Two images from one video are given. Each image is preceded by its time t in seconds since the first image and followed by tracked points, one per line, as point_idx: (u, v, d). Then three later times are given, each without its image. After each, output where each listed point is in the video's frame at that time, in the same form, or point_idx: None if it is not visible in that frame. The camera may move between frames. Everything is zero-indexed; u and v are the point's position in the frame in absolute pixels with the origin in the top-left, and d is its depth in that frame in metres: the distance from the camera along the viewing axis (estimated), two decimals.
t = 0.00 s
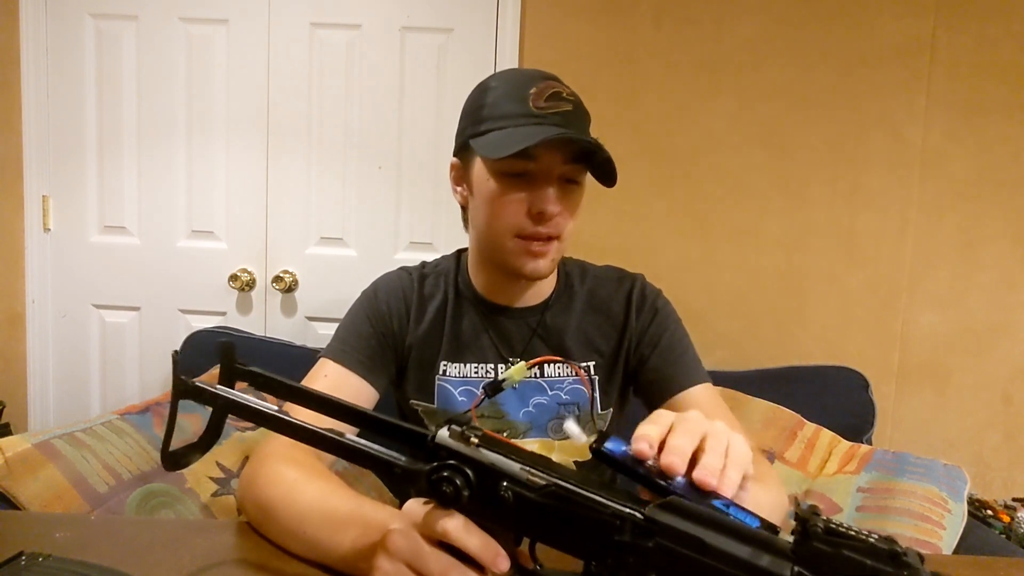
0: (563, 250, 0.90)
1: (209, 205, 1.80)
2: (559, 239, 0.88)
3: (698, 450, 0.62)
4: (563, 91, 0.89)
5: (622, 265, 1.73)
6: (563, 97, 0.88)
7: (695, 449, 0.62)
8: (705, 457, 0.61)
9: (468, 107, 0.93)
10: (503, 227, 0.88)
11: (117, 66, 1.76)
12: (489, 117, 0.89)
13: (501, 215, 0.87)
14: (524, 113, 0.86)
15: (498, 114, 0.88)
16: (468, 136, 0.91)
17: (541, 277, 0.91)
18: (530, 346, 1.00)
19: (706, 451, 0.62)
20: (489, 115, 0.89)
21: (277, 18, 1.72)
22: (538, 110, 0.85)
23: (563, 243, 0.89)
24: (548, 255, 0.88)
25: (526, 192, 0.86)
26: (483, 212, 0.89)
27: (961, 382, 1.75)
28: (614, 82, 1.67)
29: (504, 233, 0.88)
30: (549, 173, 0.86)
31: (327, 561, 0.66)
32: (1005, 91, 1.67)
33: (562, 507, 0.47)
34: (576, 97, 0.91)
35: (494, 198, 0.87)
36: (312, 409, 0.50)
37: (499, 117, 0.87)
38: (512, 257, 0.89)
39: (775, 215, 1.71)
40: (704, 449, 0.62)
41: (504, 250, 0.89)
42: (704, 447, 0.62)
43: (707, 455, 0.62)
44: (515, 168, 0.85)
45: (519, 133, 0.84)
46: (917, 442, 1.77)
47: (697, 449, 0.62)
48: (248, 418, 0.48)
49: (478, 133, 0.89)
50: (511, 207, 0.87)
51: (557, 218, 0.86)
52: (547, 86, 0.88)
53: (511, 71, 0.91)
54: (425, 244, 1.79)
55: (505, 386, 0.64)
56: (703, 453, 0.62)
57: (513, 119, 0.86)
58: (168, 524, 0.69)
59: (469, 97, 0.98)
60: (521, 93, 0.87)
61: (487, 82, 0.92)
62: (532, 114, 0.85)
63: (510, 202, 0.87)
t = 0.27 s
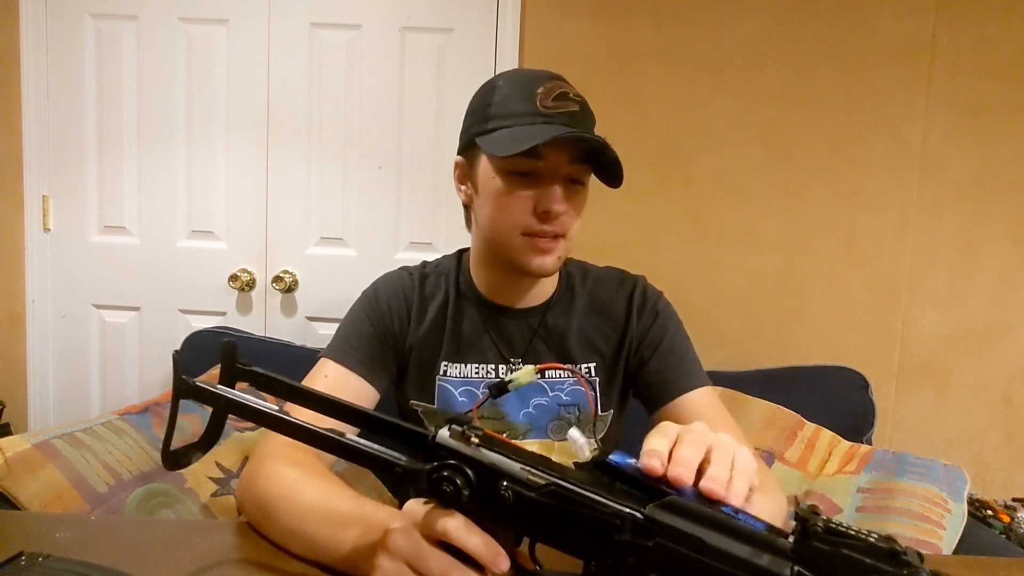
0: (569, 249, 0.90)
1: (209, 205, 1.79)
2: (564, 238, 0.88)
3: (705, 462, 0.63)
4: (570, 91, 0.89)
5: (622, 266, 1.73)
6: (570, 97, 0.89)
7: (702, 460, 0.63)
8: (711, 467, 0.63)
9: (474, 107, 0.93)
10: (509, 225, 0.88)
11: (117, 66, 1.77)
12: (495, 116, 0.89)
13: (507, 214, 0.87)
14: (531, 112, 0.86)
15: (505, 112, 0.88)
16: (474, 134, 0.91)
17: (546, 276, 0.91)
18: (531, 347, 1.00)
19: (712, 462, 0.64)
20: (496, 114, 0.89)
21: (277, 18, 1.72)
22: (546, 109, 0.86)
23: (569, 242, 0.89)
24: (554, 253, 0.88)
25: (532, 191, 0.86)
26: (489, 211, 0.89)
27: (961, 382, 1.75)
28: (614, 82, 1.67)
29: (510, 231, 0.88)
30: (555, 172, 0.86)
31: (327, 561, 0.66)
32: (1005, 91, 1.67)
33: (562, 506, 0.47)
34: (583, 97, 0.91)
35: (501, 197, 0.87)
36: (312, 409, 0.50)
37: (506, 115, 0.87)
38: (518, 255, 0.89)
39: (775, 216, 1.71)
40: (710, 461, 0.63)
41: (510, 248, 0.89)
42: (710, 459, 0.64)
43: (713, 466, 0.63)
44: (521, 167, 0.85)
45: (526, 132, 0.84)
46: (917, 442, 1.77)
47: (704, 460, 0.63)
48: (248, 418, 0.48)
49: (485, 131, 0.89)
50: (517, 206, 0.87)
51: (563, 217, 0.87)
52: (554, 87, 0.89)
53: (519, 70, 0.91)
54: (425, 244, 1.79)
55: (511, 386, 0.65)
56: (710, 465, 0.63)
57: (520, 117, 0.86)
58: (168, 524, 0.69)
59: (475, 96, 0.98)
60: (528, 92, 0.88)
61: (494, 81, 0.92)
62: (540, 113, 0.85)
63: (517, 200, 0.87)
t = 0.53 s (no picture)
0: (569, 250, 0.90)
1: (209, 205, 1.79)
2: (565, 238, 0.88)
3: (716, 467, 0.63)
4: (572, 92, 0.89)
5: (622, 265, 1.73)
6: (572, 98, 0.88)
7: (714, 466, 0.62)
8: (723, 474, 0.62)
9: (475, 107, 0.93)
10: (510, 225, 0.88)
11: (117, 66, 1.77)
12: (497, 116, 0.89)
13: (508, 213, 0.87)
14: (533, 112, 0.86)
15: (507, 112, 0.88)
16: (475, 134, 0.91)
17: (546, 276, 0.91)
18: (531, 347, 1.00)
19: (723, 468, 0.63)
20: (498, 114, 0.89)
21: (277, 18, 1.72)
22: (548, 109, 0.86)
23: (569, 243, 0.89)
24: (555, 253, 0.88)
25: (533, 191, 0.86)
26: (490, 211, 0.89)
27: (961, 382, 1.75)
28: (614, 82, 1.67)
29: (510, 230, 0.88)
30: (556, 173, 0.86)
31: (327, 561, 0.66)
32: (1005, 91, 1.66)
33: (561, 507, 0.47)
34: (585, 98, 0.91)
35: (501, 196, 0.87)
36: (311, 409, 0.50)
37: (508, 114, 0.87)
38: (519, 255, 0.89)
39: (775, 215, 1.71)
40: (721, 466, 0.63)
41: (511, 248, 0.89)
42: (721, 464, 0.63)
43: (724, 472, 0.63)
44: (523, 167, 0.85)
45: (528, 132, 0.84)
46: (917, 442, 1.77)
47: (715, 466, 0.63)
48: (247, 419, 0.48)
49: (486, 131, 0.89)
50: (518, 206, 0.87)
51: (564, 218, 0.87)
52: (557, 87, 0.88)
53: (522, 70, 0.91)
54: (425, 244, 1.79)
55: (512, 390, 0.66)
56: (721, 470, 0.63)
57: (523, 117, 0.86)
58: (168, 524, 0.69)
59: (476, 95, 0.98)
60: (531, 92, 0.88)
61: (496, 81, 0.92)
62: (542, 113, 0.85)
63: (518, 200, 0.87)
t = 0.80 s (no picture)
0: (568, 250, 0.90)
1: (208, 204, 1.80)
2: (564, 239, 0.88)
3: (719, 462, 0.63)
4: (571, 92, 0.89)
5: (622, 266, 1.73)
6: (571, 98, 0.88)
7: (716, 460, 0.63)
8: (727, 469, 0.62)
9: (475, 107, 0.93)
10: (508, 226, 0.88)
11: (118, 66, 1.77)
12: (496, 116, 0.89)
13: (506, 214, 0.87)
14: (531, 112, 0.86)
15: (505, 112, 0.88)
16: (474, 134, 0.91)
17: (545, 276, 0.91)
18: (532, 347, 1.00)
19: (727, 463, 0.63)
20: (497, 114, 0.89)
21: (277, 18, 1.72)
22: (546, 109, 0.86)
23: (568, 243, 0.89)
24: (554, 253, 0.88)
25: (531, 192, 0.86)
26: (488, 212, 0.89)
27: (961, 382, 1.75)
28: (614, 82, 1.67)
29: (509, 231, 0.88)
30: (554, 173, 0.86)
31: (327, 560, 0.66)
32: (1004, 91, 1.67)
33: (564, 502, 0.47)
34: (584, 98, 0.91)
35: (500, 197, 0.87)
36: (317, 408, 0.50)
37: (507, 115, 0.87)
38: (517, 256, 0.89)
39: (775, 215, 1.71)
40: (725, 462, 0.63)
41: (509, 249, 0.89)
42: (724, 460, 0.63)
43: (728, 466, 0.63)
44: (521, 168, 0.86)
45: (526, 132, 0.84)
46: (917, 442, 1.77)
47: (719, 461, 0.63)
48: (256, 415, 0.48)
49: (484, 131, 0.89)
50: (516, 206, 0.87)
51: (562, 218, 0.87)
52: (556, 87, 0.88)
53: (521, 70, 0.91)
54: (425, 244, 1.79)
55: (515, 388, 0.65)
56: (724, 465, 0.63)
57: (521, 117, 0.86)
58: (169, 524, 0.69)
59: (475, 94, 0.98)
60: (529, 93, 0.88)
61: (495, 81, 0.92)
62: (540, 113, 0.85)
63: (516, 201, 0.87)
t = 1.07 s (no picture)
0: (566, 251, 0.90)
1: (208, 204, 1.80)
2: (561, 239, 0.88)
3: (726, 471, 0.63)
4: (569, 93, 0.89)
5: (622, 266, 1.73)
6: (569, 99, 0.88)
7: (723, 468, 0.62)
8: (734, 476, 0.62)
9: (474, 107, 0.93)
10: (506, 226, 0.88)
11: (118, 66, 1.77)
12: (495, 116, 0.89)
13: (503, 214, 0.87)
14: (528, 113, 0.86)
15: (503, 112, 0.88)
16: (473, 134, 0.91)
17: (543, 276, 0.91)
18: (532, 347, 1.00)
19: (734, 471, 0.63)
20: (495, 114, 0.89)
21: (277, 17, 1.72)
22: (543, 110, 0.86)
23: (566, 244, 0.89)
24: (551, 254, 0.88)
25: (528, 193, 0.86)
26: (485, 212, 0.89)
27: (961, 382, 1.75)
28: (614, 82, 1.67)
29: (506, 231, 0.88)
30: (551, 174, 0.86)
31: (328, 561, 0.66)
32: (1004, 91, 1.67)
33: (563, 504, 0.47)
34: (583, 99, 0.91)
35: (497, 198, 0.87)
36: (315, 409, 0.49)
37: (504, 115, 0.87)
38: (515, 256, 0.89)
39: (775, 215, 1.71)
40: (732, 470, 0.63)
41: (507, 249, 0.89)
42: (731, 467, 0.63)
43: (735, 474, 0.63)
44: (518, 169, 0.86)
45: (522, 133, 0.84)
46: (917, 442, 1.77)
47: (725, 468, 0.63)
48: (253, 416, 0.48)
49: (483, 132, 0.89)
50: (513, 207, 0.87)
51: (559, 219, 0.86)
52: (555, 87, 0.88)
53: (520, 70, 0.91)
54: (425, 244, 1.79)
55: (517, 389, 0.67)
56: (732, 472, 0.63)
57: (518, 118, 0.86)
58: (169, 524, 0.69)
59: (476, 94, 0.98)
60: (527, 93, 0.88)
61: (495, 81, 0.92)
62: (537, 114, 0.85)
63: (513, 202, 0.87)
